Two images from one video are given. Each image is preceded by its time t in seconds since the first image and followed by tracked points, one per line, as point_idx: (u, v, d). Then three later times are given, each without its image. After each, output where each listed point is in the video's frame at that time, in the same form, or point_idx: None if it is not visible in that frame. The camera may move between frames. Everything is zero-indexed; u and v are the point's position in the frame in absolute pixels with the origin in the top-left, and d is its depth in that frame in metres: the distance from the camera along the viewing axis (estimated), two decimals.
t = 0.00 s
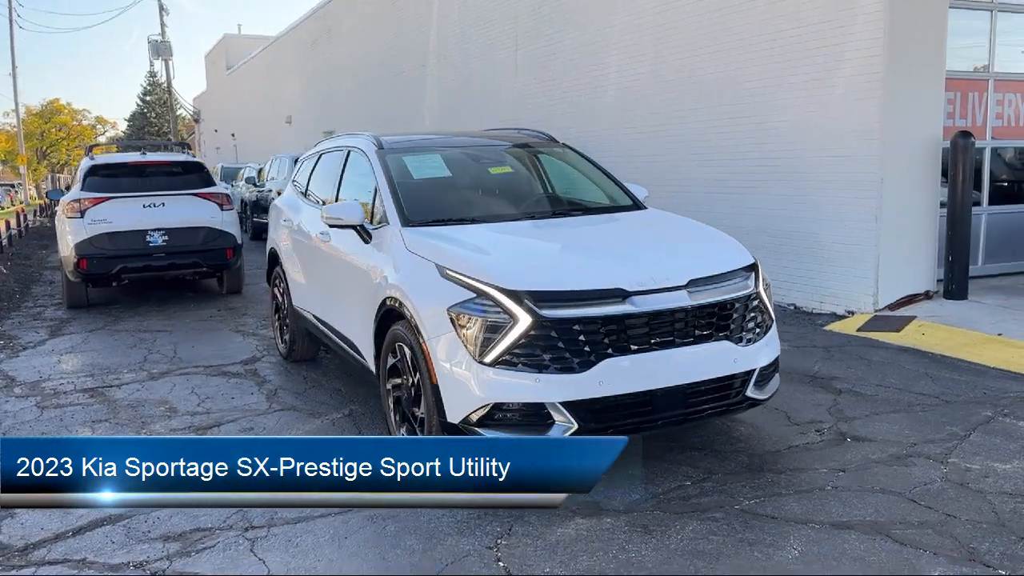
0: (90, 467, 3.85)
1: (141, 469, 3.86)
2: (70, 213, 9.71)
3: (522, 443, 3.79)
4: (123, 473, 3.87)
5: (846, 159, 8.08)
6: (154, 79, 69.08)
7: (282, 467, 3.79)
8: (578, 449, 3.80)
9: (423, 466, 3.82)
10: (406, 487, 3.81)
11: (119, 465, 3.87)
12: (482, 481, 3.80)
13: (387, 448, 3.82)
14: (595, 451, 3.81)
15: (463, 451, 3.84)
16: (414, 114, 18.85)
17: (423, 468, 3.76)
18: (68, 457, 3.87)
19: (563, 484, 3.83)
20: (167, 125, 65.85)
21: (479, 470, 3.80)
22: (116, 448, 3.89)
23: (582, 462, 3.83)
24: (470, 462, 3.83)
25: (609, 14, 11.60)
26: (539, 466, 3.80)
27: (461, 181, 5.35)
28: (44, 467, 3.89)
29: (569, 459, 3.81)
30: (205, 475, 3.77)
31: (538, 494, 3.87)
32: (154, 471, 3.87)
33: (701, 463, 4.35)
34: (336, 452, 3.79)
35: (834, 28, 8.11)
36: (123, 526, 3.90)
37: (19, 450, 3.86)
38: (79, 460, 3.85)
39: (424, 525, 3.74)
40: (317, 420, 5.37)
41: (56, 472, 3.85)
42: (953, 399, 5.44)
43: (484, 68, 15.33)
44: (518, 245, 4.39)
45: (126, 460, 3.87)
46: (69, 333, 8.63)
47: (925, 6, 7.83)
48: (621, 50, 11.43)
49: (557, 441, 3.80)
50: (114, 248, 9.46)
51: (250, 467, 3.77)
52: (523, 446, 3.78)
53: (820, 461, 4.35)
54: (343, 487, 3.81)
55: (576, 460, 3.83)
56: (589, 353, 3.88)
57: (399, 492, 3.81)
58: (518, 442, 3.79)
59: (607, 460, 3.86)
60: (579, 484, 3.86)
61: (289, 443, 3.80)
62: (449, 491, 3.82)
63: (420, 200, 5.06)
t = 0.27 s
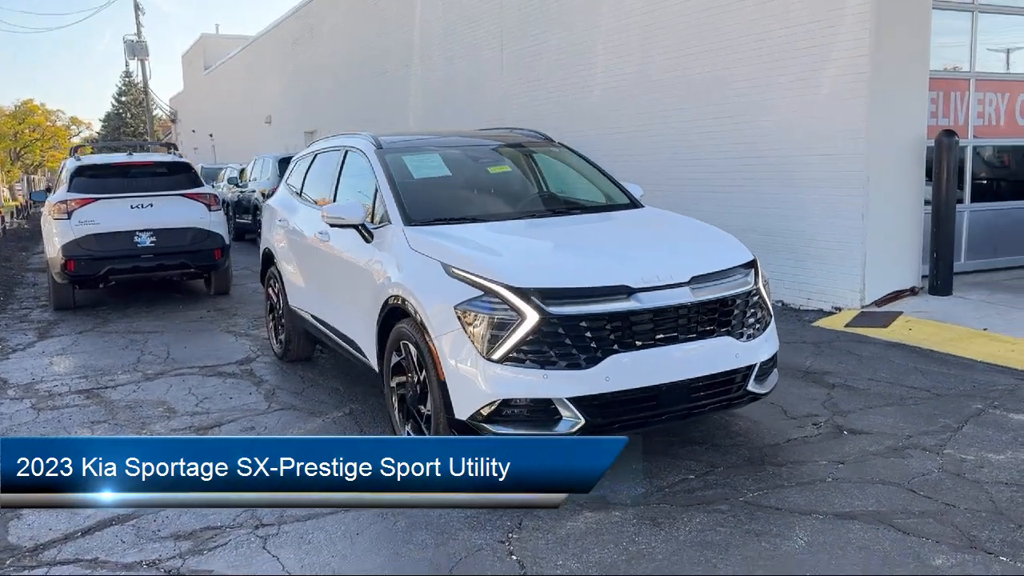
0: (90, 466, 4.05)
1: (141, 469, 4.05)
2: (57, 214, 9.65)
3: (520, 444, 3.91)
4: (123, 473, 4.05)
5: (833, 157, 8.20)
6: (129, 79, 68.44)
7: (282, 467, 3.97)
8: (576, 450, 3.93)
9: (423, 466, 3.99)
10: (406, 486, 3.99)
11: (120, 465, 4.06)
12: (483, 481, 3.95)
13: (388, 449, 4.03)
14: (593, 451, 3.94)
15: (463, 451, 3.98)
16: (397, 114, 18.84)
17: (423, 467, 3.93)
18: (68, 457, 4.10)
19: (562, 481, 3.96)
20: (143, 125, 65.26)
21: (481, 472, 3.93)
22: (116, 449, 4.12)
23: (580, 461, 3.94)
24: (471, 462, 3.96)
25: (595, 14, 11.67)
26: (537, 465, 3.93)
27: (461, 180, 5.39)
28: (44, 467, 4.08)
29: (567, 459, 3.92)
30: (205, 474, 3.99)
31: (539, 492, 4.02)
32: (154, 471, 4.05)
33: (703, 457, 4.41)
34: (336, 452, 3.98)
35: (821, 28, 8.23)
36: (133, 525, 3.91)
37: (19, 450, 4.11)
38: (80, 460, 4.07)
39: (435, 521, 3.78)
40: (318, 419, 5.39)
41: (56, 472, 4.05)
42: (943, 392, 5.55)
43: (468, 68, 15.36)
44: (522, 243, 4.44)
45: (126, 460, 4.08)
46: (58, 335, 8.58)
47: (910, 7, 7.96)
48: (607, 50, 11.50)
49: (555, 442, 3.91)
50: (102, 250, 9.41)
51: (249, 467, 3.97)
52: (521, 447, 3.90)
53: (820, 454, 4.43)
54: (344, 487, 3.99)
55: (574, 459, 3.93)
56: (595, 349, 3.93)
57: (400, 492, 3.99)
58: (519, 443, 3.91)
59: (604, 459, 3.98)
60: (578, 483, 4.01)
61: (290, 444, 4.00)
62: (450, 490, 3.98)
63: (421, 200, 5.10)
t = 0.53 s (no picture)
0: (90, 467, 3.98)
1: (141, 469, 3.99)
2: (42, 215, 9.57)
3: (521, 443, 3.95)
4: (123, 473, 3.99)
5: (818, 154, 8.32)
6: (104, 79, 67.80)
7: (282, 467, 3.91)
8: (576, 449, 3.99)
9: (423, 466, 3.96)
10: (406, 486, 3.94)
11: (120, 465, 4.00)
12: (483, 481, 3.96)
13: (388, 449, 3.98)
14: (593, 450, 4.01)
15: (463, 451, 4.00)
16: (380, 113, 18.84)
17: (424, 467, 3.91)
18: (68, 457, 4.01)
19: (561, 482, 4.00)
20: (119, 125, 64.67)
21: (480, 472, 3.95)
22: (117, 449, 4.04)
23: (580, 461, 4.01)
24: (470, 462, 3.98)
25: (579, 13, 11.74)
26: (537, 465, 3.96)
27: (458, 177, 5.44)
28: (44, 467, 4.01)
29: (567, 459, 3.98)
30: (205, 475, 3.91)
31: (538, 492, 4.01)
32: (154, 471, 3.98)
33: (702, 448, 4.49)
34: (336, 452, 3.95)
35: (804, 27, 8.34)
36: (140, 522, 3.93)
37: (19, 450, 4.01)
38: (80, 460, 3.99)
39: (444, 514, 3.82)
40: (318, 416, 5.41)
41: (56, 472, 3.99)
42: (932, 383, 5.66)
43: (451, 67, 15.40)
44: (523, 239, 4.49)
45: (126, 460, 4.01)
46: (46, 336, 8.52)
47: (892, 5, 8.09)
48: (592, 49, 11.58)
49: (555, 442, 3.96)
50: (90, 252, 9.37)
51: (249, 467, 3.90)
52: (522, 446, 3.94)
53: (816, 444, 4.52)
54: (344, 487, 3.94)
55: (574, 459, 4.00)
56: (599, 343, 4.00)
57: (400, 492, 3.93)
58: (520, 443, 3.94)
59: (603, 459, 4.04)
60: (577, 482, 4.05)
61: (288, 443, 3.95)
62: (449, 491, 3.96)
63: (419, 197, 5.14)
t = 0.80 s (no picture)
0: (90, 466, 4.14)
1: (141, 469, 4.16)
2: (27, 217, 9.51)
3: (521, 444, 4.04)
4: (123, 473, 4.15)
5: (803, 153, 8.45)
6: (78, 79, 67.06)
7: (282, 467, 4.06)
8: (576, 450, 4.10)
9: (423, 466, 4.08)
10: (406, 486, 4.05)
11: (119, 465, 4.17)
12: (483, 481, 4.05)
13: (387, 450, 4.14)
14: (591, 451, 4.12)
15: (464, 452, 4.10)
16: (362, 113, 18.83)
17: (423, 465, 4.03)
18: (68, 457, 4.19)
19: (560, 482, 4.10)
20: (93, 126, 64.02)
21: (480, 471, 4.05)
22: (116, 452, 4.25)
23: (578, 461, 4.11)
24: (470, 462, 4.08)
25: (565, 13, 11.82)
26: (536, 465, 4.05)
27: (453, 179, 5.48)
28: (44, 467, 4.16)
29: (566, 459, 4.09)
30: (205, 474, 4.06)
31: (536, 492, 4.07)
32: (154, 471, 4.15)
33: (700, 444, 4.57)
34: (336, 453, 4.11)
35: (789, 28, 8.47)
36: (146, 523, 3.95)
37: (20, 450, 4.18)
38: (80, 460, 4.16)
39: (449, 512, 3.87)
40: (315, 417, 5.44)
41: (56, 471, 4.14)
42: (919, 379, 5.79)
43: (435, 67, 15.43)
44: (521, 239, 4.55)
45: (126, 461, 4.20)
46: (34, 339, 8.48)
47: (875, 7, 8.23)
48: (577, 49, 11.66)
49: (555, 442, 4.07)
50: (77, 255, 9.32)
51: (250, 467, 4.06)
52: (522, 446, 4.03)
53: (810, 439, 4.62)
54: (344, 487, 4.05)
55: (573, 459, 4.10)
56: (600, 341, 4.06)
57: (400, 492, 4.04)
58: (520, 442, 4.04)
59: (602, 459, 4.14)
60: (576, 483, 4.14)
61: (288, 445, 4.13)
62: (449, 490, 4.05)
63: (416, 198, 5.18)
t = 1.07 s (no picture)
0: (90, 467, 4.10)
1: (141, 469, 4.13)
2: (10, 219, 9.41)
3: (520, 443, 4.05)
4: (123, 473, 4.12)
5: (789, 152, 8.54)
6: (52, 80, 66.32)
7: (282, 467, 4.02)
8: (576, 449, 4.09)
9: (423, 466, 4.05)
10: (406, 486, 4.01)
11: (119, 465, 4.13)
12: (483, 481, 4.03)
13: (387, 450, 4.09)
14: (592, 450, 4.09)
15: (464, 452, 4.08)
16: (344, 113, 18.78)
17: (423, 465, 4.00)
18: (68, 457, 4.14)
19: (559, 482, 4.07)
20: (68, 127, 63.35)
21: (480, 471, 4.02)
22: (116, 450, 4.18)
23: (578, 461, 4.09)
24: (469, 462, 4.07)
25: (550, 13, 11.86)
26: (535, 464, 4.04)
27: (449, 179, 5.50)
28: (44, 467, 4.12)
29: (566, 459, 4.07)
30: (205, 474, 4.04)
31: (535, 491, 4.03)
32: (154, 471, 4.12)
33: (698, 440, 4.61)
34: (336, 453, 4.06)
35: (775, 28, 8.55)
36: (150, 525, 3.94)
37: (19, 450, 4.12)
38: (80, 460, 4.11)
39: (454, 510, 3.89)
40: (312, 418, 5.44)
41: (56, 471, 4.10)
42: (909, 373, 5.87)
43: (419, 67, 15.42)
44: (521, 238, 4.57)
45: (126, 460, 4.15)
46: (20, 342, 8.40)
47: (860, 7, 8.33)
48: (562, 49, 11.70)
49: (553, 443, 4.08)
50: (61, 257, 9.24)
51: (250, 467, 4.03)
52: (521, 445, 4.03)
53: (806, 433, 4.68)
54: (344, 487, 4.01)
55: (573, 459, 4.09)
56: (601, 339, 4.10)
57: (400, 491, 4.00)
58: (520, 442, 4.03)
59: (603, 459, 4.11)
60: (576, 483, 4.11)
61: (288, 444, 4.08)
62: (449, 490, 4.01)
63: (413, 198, 5.19)
